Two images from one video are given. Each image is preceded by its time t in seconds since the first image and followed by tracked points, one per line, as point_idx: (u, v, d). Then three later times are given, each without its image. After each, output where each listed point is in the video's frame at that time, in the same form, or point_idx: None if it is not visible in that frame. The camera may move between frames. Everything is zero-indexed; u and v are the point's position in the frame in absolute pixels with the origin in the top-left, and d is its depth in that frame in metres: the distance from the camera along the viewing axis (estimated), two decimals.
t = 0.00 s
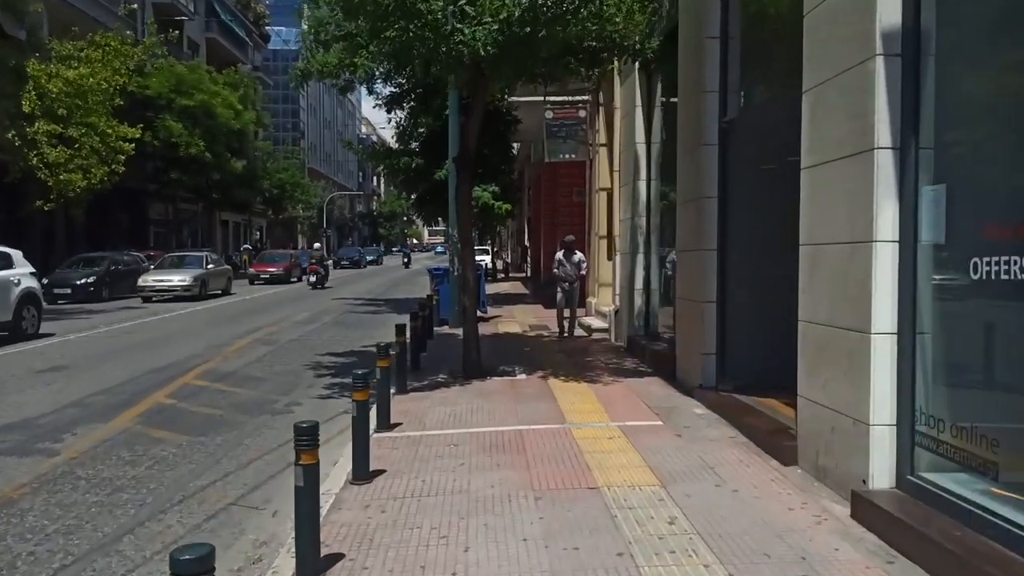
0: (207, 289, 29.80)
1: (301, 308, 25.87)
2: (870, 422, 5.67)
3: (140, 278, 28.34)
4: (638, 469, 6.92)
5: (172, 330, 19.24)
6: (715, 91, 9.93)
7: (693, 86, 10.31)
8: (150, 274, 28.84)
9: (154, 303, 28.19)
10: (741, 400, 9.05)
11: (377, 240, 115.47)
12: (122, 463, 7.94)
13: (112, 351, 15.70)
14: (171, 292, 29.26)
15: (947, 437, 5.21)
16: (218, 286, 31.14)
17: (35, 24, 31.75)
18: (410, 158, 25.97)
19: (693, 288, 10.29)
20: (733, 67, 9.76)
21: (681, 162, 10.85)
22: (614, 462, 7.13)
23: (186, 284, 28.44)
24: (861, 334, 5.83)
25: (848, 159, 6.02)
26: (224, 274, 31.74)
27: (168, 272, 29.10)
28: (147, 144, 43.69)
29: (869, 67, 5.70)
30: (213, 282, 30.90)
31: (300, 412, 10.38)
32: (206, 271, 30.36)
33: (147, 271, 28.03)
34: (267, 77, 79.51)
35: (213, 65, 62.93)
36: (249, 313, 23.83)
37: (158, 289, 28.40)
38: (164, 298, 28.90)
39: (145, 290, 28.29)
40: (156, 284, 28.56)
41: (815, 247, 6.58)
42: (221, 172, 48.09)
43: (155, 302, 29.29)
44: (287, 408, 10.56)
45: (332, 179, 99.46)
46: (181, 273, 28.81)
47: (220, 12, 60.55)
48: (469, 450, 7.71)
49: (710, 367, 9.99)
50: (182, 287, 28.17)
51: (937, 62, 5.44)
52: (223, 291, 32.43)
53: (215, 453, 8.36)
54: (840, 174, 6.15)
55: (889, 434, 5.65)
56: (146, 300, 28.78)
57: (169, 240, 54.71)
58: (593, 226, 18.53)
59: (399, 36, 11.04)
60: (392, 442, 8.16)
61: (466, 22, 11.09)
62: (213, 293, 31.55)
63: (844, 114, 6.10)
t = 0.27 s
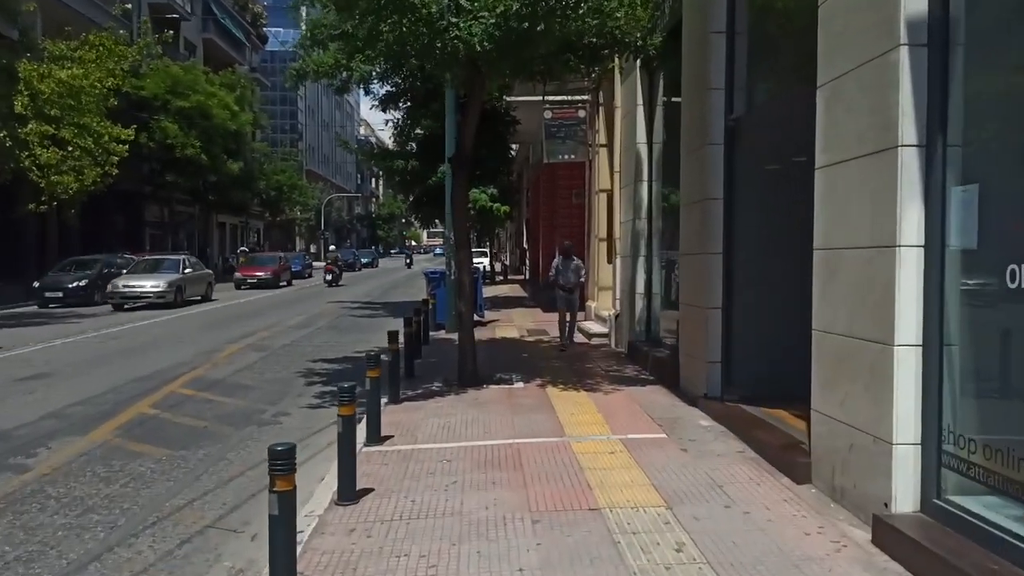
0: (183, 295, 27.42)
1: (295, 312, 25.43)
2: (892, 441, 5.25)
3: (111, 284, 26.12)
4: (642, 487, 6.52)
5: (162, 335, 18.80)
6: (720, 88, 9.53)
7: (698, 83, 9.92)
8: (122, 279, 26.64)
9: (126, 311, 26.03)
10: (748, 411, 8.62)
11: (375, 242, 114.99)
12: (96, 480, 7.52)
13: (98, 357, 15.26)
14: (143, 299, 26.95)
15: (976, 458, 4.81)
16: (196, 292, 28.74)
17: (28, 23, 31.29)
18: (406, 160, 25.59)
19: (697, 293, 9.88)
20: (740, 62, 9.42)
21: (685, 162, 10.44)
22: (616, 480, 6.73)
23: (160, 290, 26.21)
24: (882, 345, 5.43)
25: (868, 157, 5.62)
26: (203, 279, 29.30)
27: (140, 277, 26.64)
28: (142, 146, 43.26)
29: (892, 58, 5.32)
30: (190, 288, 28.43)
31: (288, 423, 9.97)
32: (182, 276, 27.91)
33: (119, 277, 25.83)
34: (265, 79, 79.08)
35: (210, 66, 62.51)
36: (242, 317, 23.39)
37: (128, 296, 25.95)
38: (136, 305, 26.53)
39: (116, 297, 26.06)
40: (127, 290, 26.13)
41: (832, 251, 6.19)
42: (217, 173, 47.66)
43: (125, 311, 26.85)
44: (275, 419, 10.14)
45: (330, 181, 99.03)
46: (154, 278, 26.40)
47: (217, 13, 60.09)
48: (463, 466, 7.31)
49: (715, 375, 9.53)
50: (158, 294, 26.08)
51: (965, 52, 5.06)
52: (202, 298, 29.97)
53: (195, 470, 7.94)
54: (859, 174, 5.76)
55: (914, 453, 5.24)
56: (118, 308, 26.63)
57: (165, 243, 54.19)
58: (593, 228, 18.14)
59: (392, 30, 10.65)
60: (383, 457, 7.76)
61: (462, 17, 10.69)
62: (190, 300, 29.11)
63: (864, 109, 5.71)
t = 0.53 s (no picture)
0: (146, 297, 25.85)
1: (282, 312, 24.96)
2: (907, 451, 4.86)
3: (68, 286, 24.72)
4: (636, 500, 6.12)
5: (143, 335, 18.31)
6: (717, 79, 9.14)
7: (694, 74, 9.52)
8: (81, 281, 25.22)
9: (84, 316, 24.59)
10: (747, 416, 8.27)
11: (367, 240, 114.35)
12: (58, 492, 7.08)
13: (74, 359, 14.78)
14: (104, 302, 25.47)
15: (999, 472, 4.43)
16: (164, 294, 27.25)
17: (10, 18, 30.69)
18: (397, 158, 25.25)
19: (693, 293, 9.51)
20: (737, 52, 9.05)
21: (680, 157, 10.06)
22: (608, 492, 6.33)
23: (120, 292, 24.77)
24: (894, 348, 5.05)
25: (878, 148, 5.24)
26: (170, 280, 27.72)
27: (100, 279, 25.22)
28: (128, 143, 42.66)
29: (905, 39, 4.93)
30: (155, 290, 26.87)
31: (265, 428, 9.54)
32: (146, 277, 26.33)
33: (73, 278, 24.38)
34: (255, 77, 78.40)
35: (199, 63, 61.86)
36: (228, 317, 22.90)
37: (86, 299, 24.47)
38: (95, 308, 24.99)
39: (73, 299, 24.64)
40: (84, 293, 24.61)
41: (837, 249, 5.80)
42: (205, 171, 47.08)
43: (86, 314, 25.37)
44: (253, 425, 9.70)
45: (321, 180, 98.42)
46: (114, 280, 24.94)
47: (206, 9, 59.44)
48: (445, 476, 6.89)
49: (712, 380, 9.19)
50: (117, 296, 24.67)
51: (986, 32, 4.67)
52: (171, 300, 28.41)
53: (163, 480, 7.51)
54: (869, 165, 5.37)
55: (929, 465, 4.86)
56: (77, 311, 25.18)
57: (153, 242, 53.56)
58: (586, 227, 17.79)
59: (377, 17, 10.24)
60: (362, 467, 7.33)
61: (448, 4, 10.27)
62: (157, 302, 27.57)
63: (873, 96, 5.32)
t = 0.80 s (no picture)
0: (107, 304, 23.44)
1: (270, 314, 24.40)
2: (932, 481, 4.43)
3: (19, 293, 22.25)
4: (634, 526, 5.67)
5: (125, 340, 17.75)
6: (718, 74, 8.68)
7: (693, 69, 9.07)
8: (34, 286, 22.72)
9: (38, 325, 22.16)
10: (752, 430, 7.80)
11: (360, 240, 113.65)
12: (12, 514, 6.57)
13: (49, 365, 14.23)
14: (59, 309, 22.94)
15: None
16: (128, 299, 24.86)
17: None
18: (386, 157, 24.68)
19: (693, 299, 9.03)
20: (739, 45, 8.63)
21: (679, 157, 9.61)
22: (605, 516, 5.87)
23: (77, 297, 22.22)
24: (919, 365, 4.60)
25: (901, 145, 4.79)
26: (136, 284, 25.28)
27: (55, 284, 22.75)
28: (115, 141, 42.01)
29: (931, 26, 4.48)
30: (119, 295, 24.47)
31: (243, 442, 9.05)
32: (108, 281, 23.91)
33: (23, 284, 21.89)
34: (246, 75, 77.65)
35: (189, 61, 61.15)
36: (214, 320, 22.34)
37: (39, 307, 22.06)
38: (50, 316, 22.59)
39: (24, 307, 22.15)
40: (36, 300, 22.20)
41: (854, 255, 5.35)
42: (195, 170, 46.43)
43: (39, 322, 22.97)
44: (230, 437, 9.21)
45: (314, 179, 97.66)
46: (70, 285, 22.48)
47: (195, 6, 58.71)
48: (430, 498, 6.42)
49: (714, 390, 8.68)
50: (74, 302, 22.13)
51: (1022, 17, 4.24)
52: (138, 305, 26.02)
53: (129, 501, 7.02)
54: (889, 164, 4.93)
55: (959, 493, 4.42)
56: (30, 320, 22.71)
57: (142, 242, 52.87)
58: (580, 227, 17.37)
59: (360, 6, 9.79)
60: (341, 487, 6.85)
61: None
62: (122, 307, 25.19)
63: (895, 89, 4.88)
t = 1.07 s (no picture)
0: (69, 308, 21.13)
1: (265, 313, 23.94)
2: (986, 503, 3.99)
3: None
4: (649, 547, 5.20)
5: (115, 339, 17.30)
6: (732, 62, 8.19)
7: (705, 56, 8.59)
8: None
9: None
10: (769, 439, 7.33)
11: (358, 240, 113.19)
12: None
13: (35, 366, 13.77)
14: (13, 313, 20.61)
15: None
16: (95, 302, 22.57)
17: None
18: (383, 153, 24.12)
19: (704, 299, 8.61)
20: (755, 31, 8.15)
21: (689, 149, 9.17)
22: (617, 535, 5.41)
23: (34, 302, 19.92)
24: (968, 371, 4.15)
25: (950, 127, 4.33)
26: (104, 285, 23.11)
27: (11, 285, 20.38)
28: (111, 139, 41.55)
29: None
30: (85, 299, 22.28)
31: (230, 449, 8.58)
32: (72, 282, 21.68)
33: None
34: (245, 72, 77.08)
35: (186, 58, 60.62)
36: (208, 319, 21.88)
37: None
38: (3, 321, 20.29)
39: None
40: None
41: (889, 249, 4.90)
42: (192, 167, 45.93)
43: None
44: (216, 444, 8.75)
45: (312, 178, 97.06)
46: (25, 287, 20.09)
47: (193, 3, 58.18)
48: (426, 513, 5.96)
49: (726, 395, 8.25)
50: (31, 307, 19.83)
51: None
52: (108, 308, 24.00)
53: (104, 514, 6.55)
54: (933, 148, 4.47)
55: (1016, 515, 3.97)
56: None
57: (138, 240, 52.42)
58: (583, 226, 16.90)
59: None
60: (331, 500, 6.39)
61: None
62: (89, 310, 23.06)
63: (939, 67, 4.42)
